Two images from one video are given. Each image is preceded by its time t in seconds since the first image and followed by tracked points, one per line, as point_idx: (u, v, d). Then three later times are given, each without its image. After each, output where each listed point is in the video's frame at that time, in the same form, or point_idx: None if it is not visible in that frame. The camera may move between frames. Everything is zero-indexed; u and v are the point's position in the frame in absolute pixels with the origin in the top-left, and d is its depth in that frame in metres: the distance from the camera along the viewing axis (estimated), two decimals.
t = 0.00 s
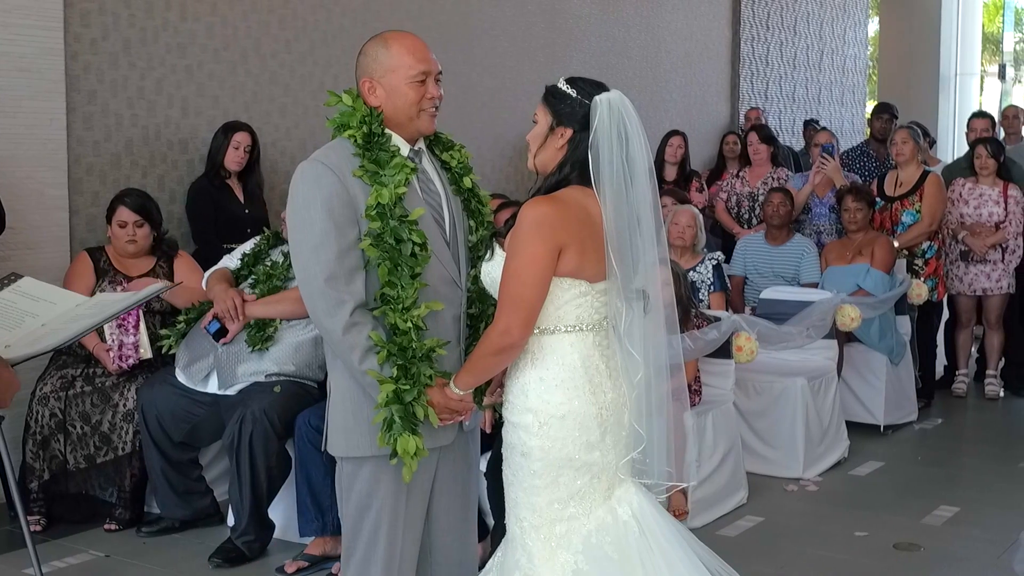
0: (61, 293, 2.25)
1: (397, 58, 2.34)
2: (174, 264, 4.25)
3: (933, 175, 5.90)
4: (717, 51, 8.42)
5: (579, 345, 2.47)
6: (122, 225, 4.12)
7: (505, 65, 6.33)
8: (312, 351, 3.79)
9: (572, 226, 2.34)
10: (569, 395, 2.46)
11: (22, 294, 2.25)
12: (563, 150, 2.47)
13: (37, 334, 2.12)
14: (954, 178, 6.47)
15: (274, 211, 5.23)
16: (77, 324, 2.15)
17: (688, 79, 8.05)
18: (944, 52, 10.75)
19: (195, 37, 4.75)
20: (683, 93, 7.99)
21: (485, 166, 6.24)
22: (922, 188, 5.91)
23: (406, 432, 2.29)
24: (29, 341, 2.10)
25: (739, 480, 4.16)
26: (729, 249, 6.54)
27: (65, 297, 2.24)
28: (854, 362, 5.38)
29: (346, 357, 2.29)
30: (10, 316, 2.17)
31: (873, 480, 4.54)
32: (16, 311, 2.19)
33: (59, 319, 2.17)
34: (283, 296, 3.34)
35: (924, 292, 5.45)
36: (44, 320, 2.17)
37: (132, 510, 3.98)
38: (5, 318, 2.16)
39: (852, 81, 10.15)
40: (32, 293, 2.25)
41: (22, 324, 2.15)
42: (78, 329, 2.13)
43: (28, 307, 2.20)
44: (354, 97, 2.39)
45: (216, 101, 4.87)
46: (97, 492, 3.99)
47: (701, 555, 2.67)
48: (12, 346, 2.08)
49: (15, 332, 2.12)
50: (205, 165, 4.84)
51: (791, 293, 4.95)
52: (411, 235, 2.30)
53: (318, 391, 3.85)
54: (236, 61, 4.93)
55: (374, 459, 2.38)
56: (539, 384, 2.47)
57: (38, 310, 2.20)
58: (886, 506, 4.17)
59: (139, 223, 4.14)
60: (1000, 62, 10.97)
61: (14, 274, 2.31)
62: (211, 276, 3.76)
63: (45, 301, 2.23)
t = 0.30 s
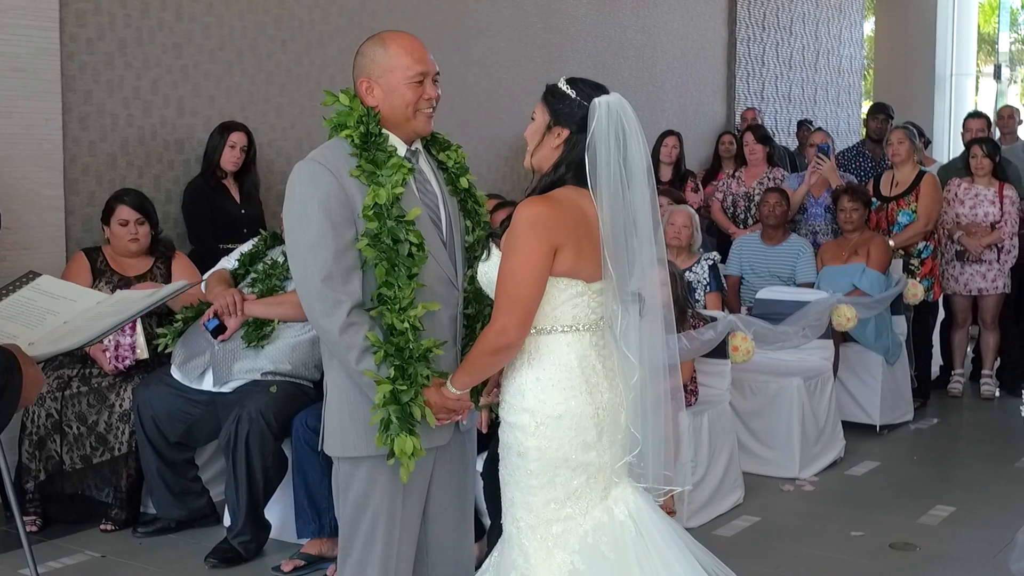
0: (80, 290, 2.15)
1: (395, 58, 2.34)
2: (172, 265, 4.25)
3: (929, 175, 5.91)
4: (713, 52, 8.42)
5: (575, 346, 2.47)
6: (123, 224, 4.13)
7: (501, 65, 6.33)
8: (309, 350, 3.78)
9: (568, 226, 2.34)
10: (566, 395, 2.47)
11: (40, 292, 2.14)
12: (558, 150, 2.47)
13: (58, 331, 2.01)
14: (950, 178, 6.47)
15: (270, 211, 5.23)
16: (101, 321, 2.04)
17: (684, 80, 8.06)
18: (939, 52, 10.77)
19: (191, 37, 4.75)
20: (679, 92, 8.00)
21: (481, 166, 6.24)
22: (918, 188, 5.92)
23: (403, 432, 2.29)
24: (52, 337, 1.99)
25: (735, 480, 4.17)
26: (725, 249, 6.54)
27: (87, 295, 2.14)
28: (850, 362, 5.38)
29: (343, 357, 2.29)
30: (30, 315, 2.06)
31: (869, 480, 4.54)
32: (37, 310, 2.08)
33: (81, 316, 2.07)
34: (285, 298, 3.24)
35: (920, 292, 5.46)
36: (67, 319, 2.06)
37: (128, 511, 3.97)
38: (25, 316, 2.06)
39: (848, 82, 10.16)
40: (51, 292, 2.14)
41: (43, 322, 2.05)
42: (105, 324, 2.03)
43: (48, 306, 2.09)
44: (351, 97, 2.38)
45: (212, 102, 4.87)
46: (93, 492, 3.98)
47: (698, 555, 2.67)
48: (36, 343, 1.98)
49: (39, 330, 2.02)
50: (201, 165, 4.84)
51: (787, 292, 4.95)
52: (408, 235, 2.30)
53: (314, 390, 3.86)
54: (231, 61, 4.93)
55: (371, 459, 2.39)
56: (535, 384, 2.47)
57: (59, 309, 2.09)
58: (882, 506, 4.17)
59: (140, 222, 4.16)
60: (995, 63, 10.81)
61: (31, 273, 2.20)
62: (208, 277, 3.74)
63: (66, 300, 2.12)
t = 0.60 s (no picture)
0: (101, 285, 2.16)
1: (396, 57, 2.34)
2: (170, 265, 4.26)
3: (926, 175, 5.92)
4: (710, 52, 8.43)
5: (575, 344, 2.47)
6: (131, 221, 4.16)
7: (499, 65, 6.33)
8: (306, 349, 3.77)
9: (564, 224, 2.35)
10: (567, 394, 2.47)
11: (60, 288, 2.14)
12: (553, 151, 2.47)
13: (85, 324, 2.00)
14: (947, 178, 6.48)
15: (268, 211, 5.23)
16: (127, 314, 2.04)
17: (681, 80, 8.06)
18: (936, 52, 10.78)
19: (189, 37, 4.75)
20: (676, 93, 8.00)
21: (479, 166, 6.24)
22: (915, 189, 5.93)
23: (405, 432, 2.29)
24: (79, 331, 1.98)
25: (733, 479, 4.17)
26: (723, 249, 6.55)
27: (108, 290, 2.14)
28: (847, 362, 5.39)
29: (346, 355, 2.29)
30: (54, 311, 2.05)
31: (867, 480, 4.55)
32: (60, 305, 2.08)
33: (105, 310, 2.07)
34: (284, 297, 3.26)
35: (917, 292, 5.48)
36: (90, 312, 2.05)
37: (127, 511, 3.97)
38: (49, 311, 2.05)
39: (845, 82, 10.16)
40: (72, 287, 2.14)
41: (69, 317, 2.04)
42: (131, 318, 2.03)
43: (72, 302, 2.09)
44: (353, 95, 2.38)
45: (210, 102, 4.87)
46: (92, 493, 3.98)
47: (700, 554, 2.67)
48: (63, 337, 1.96)
49: (65, 325, 2.00)
50: (199, 165, 4.84)
51: (785, 292, 4.97)
52: (410, 234, 2.30)
53: (312, 390, 3.85)
54: (230, 62, 4.93)
55: (372, 458, 2.38)
56: (537, 382, 2.47)
57: (82, 303, 2.09)
58: (880, 506, 4.18)
59: (146, 219, 4.20)
60: (992, 63, 10.76)
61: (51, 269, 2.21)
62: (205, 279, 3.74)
63: (88, 294, 2.12)
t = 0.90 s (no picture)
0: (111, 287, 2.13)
1: (398, 58, 2.34)
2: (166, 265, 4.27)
3: (923, 175, 5.93)
4: (708, 51, 8.43)
5: (577, 342, 2.47)
6: (128, 222, 4.15)
7: (496, 65, 6.33)
8: (303, 350, 3.78)
9: (558, 223, 2.35)
10: (571, 392, 2.46)
11: (70, 290, 2.11)
12: (547, 152, 2.47)
13: (99, 326, 1.97)
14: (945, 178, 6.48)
15: (266, 211, 5.23)
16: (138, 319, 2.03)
17: (678, 80, 8.06)
18: (934, 51, 10.79)
19: (186, 36, 4.75)
20: (674, 92, 8.00)
21: (477, 165, 6.24)
22: (912, 188, 5.93)
23: (407, 432, 2.30)
24: (93, 333, 1.95)
25: (731, 479, 4.17)
26: (720, 249, 6.55)
27: (118, 292, 2.12)
28: (845, 361, 5.39)
29: (347, 355, 2.29)
30: (66, 313, 2.02)
31: (865, 479, 4.55)
32: (71, 306, 2.05)
33: (117, 313, 2.04)
34: (281, 296, 3.20)
35: (915, 291, 5.46)
36: (102, 314, 2.03)
37: (124, 511, 3.97)
38: (60, 312, 2.02)
39: (842, 82, 10.18)
40: (80, 289, 2.12)
41: (81, 319, 2.01)
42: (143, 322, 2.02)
43: (82, 304, 2.06)
44: (353, 94, 2.38)
45: (207, 101, 4.86)
46: (89, 492, 3.98)
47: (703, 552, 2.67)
48: (78, 338, 1.93)
49: (77, 326, 1.98)
50: (196, 165, 4.83)
51: (784, 292, 4.96)
52: (409, 234, 2.30)
53: (309, 390, 3.84)
54: (227, 61, 4.93)
55: (371, 458, 2.38)
56: (540, 381, 2.47)
57: (94, 305, 2.06)
58: (877, 505, 4.18)
59: (143, 221, 4.19)
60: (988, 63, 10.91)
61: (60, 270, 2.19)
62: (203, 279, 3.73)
63: (96, 296, 2.10)
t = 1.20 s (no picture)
0: (116, 291, 2.15)
1: (401, 59, 2.34)
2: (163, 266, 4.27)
3: (919, 173, 5.94)
4: (705, 51, 8.43)
5: (583, 344, 2.48)
6: (126, 223, 4.15)
7: (494, 65, 6.33)
8: (301, 349, 3.79)
9: (562, 225, 2.36)
10: (578, 394, 2.47)
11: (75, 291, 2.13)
12: (547, 155, 2.47)
13: (103, 326, 1.99)
14: (942, 178, 6.49)
15: (263, 211, 5.23)
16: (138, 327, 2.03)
17: (676, 80, 8.07)
18: (931, 51, 10.80)
19: (184, 36, 4.74)
20: (671, 93, 8.01)
21: (474, 165, 6.24)
22: (909, 187, 5.95)
23: (409, 433, 2.31)
24: (98, 332, 1.96)
25: (729, 479, 4.17)
26: (718, 249, 6.55)
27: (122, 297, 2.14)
28: (842, 361, 5.40)
29: (348, 355, 2.29)
30: (71, 312, 2.03)
31: (863, 479, 4.55)
32: (75, 305, 2.07)
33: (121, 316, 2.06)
34: (280, 296, 3.19)
35: (912, 292, 5.46)
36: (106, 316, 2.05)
37: (122, 511, 3.97)
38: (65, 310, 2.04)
39: (840, 82, 10.19)
40: (87, 291, 2.13)
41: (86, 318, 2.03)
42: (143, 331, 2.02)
43: (86, 303, 2.08)
44: (354, 94, 2.38)
45: (205, 101, 4.86)
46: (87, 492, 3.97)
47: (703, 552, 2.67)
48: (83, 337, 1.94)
49: (82, 325, 1.99)
50: (194, 165, 4.83)
51: (782, 292, 4.97)
52: (410, 235, 2.31)
53: (307, 391, 3.85)
54: (225, 61, 4.93)
55: (371, 457, 2.38)
56: (548, 384, 2.47)
57: (98, 305, 2.08)
58: (875, 505, 4.18)
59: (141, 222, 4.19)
60: (988, 62, 11.08)
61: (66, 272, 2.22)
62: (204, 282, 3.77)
63: (103, 298, 2.11)
